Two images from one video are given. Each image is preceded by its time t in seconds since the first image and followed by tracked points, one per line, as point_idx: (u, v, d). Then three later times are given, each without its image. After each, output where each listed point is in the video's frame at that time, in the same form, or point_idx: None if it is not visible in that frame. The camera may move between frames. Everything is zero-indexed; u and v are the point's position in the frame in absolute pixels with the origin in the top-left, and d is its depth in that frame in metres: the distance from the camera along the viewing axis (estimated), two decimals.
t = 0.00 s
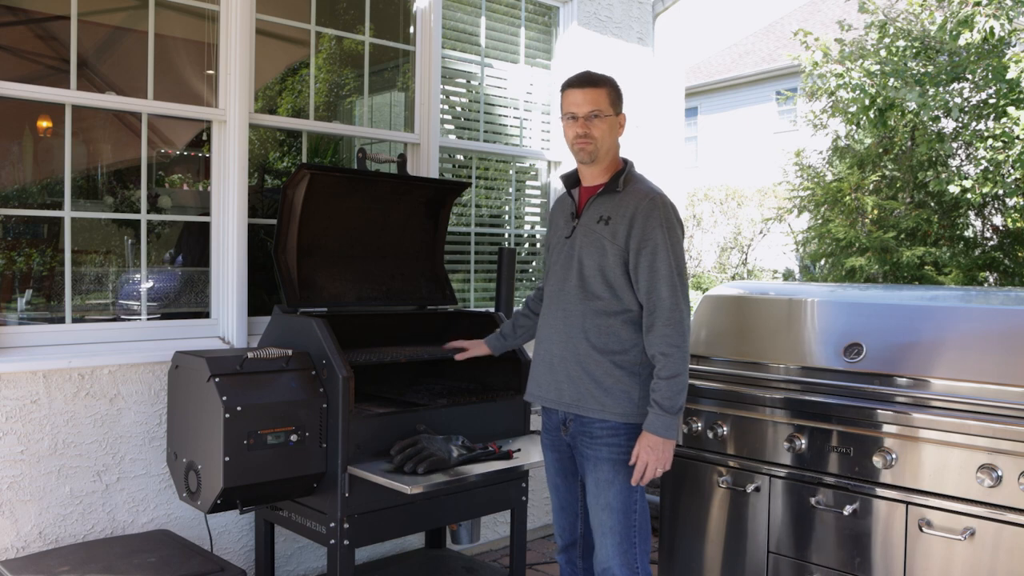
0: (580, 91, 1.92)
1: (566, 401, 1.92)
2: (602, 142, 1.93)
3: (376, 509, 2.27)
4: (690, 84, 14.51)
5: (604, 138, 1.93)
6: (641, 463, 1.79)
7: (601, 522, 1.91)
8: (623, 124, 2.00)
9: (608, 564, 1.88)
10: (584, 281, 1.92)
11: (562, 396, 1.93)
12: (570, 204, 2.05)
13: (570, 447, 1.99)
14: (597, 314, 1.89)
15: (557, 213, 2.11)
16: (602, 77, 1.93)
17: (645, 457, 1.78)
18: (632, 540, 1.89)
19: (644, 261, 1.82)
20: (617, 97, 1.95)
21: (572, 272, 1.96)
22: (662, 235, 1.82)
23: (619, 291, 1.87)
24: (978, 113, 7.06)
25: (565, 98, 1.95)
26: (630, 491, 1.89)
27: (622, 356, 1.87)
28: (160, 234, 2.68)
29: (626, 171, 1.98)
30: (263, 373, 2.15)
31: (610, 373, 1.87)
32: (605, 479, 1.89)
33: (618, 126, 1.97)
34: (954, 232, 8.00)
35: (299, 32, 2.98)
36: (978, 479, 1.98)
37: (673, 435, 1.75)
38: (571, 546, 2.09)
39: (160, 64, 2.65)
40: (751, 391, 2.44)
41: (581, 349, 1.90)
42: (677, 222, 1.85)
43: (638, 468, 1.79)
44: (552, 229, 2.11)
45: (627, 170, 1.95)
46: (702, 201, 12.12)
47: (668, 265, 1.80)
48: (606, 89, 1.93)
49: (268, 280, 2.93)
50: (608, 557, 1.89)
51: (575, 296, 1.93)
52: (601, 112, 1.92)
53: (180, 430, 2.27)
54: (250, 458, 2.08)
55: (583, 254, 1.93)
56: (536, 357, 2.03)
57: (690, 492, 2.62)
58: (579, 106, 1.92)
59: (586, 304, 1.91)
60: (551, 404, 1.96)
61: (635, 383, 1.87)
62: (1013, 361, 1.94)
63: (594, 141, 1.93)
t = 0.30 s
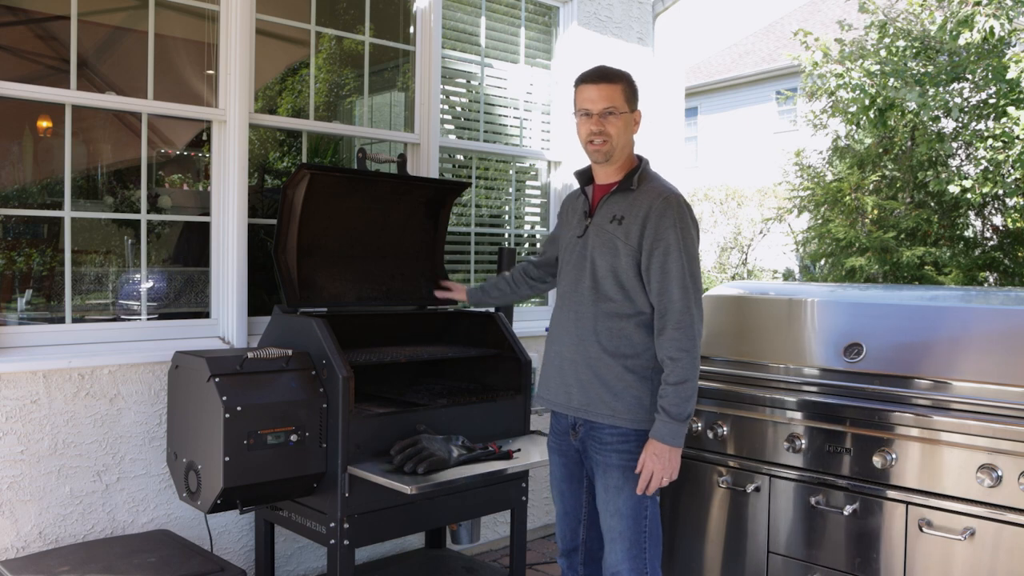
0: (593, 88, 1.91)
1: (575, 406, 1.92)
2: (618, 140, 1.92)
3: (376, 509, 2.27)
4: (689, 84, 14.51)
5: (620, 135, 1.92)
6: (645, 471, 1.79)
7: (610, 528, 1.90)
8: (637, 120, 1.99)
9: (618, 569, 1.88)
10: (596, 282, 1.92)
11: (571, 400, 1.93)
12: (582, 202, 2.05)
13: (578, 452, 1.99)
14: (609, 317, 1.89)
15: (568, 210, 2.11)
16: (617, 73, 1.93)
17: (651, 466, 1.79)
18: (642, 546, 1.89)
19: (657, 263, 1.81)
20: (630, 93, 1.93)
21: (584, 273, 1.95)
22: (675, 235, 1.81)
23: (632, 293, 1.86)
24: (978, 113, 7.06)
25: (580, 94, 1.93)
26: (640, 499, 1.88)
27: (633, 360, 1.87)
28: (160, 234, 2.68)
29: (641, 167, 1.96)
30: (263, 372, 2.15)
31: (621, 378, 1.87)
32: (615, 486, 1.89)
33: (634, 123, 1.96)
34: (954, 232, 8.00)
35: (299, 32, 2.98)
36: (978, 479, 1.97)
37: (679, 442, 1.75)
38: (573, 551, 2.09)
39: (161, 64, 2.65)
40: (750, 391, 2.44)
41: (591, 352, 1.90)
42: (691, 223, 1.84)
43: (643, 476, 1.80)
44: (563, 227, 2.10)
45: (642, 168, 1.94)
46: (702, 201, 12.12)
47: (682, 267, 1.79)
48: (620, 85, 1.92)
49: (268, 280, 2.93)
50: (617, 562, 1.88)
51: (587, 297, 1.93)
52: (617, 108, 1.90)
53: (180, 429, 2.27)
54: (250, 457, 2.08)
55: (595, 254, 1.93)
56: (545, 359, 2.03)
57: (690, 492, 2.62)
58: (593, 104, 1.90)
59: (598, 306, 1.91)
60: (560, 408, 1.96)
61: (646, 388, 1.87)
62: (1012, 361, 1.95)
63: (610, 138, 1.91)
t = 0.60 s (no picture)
0: (600, 87, 1.90)
1: (574, 406, 1.92)
2: (625, 139, 1.92)
3: (376, 510, 2.27)
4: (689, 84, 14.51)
5: (628, 133, 1.91)
6: (631, 472, 1.80)
7: (610, 531, 1.90)
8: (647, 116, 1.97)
9: (618, 571, 1.88)
10: (601, 281, 1.92)
11: (570, 401, 1.93)
12: (590, 200, 2.05)
13: (579, 453, 1.99)
14: (612, 317, 1.89)
15: (577, 207, 2.10)
16: (625, 70, 1.92)
17: (637, 467, 1.79)
18: (641, 548, 1.89)
19: (662, 264, 1.80)
20: (639, 90, 1.92)
21: (589, 271, 1.95)
22: (681, 236, 1.80)
23: (636, 293, 1.86)
24: (978, 113, 7.06)
25: (586, 93, 1.92)
26: (640, 502, 1.88)
27: (634, 362, 1.87)
28: (160, 234, 2.68)
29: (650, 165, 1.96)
30: (263, 372, 2.15)
31: (620, 379, 1.87)
32: (614, 488, 1.89)
33: (642, 120, 1.95)
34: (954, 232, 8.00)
35: (299, 32, 2.98)
36: (978, 479, 1.98)
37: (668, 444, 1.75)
38: (569, 552, 2.09)
39: (161, 64, 2.65)
40: (750, 391, 2.45)
41: (592, 352, 1.90)
42: (698, 225, 1.83)
43: (629, 476, 1.81)
44: (571, 225, 2.10)
45: (652, 167, 1.94)
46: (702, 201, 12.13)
47: (686, 269, 1.78)
48: (627, 82, 1.91)
49: (268, 280, 2.93)
50: (617, 564, 1.88)
51: (591, 297, 1.93)
52: (624, 107, 1.89)
53: (181, 429, 2.27)
54: (250, 457, 2.08)
55: (601, 254, 1.92)
56: (546, 358, 2.03)
57: (690, 492, 2.62)
58: (600, 102, 1.89)
59: (601, 306, 1.91)
60: (559, 408, 1.96)
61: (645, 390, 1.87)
62: (1013, 361, 1.95)
63: (616, 137, 1.91)
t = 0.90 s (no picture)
0: (604, 85, 1.90)
1: (577, 408, 1.92)
2: (627, 138, 1.92)
3: (377, 510, 2.27)
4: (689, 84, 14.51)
5: (630, 131, 1.91)
6: (646, 479, 1.78)
7: (611, 532, 1.90)
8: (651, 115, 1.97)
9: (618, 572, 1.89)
10: (603, 282, 1.92)
11: (572, 402, 1.93)
12: (591, 199, 2.05)
13: (579, 453, 1.99)
14: (615, 319, 1.89)
15: (576, 206, 2.10)
16: (629, 68, 1.91)
17: (652, 473, 1.77)
18: (643, 549, 1.89)
19: (666, 266, 1.80)
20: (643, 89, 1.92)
21: (591, 272, 1.95)
22: (685, 238, 1.80)
23: (640, 295, 1.86)
24: (978, 113, 7.06)
25: (589, 91, 1.92)
26: (641, 504, 1.88)
27: (637, 364, 1.87)
28: (160, 234, 2.68)
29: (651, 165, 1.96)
30: (263, 372, 2.15)
31: (624, 381, 1.87)
32: (616, 489, 1.89)
33: (645, 119, 1.94)
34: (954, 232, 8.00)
35: (299, 32, 2.97)
36: (978, 479, 1.98)
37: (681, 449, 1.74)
38: (567, 554, 2.08)
39: (161, 64, 2.65)
40: (750, 391, 2.45)
41: (594, 354, 1.90)
42: (702, 226, 1.83)
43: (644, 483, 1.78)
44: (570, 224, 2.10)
45: (653, 167, 1.94)
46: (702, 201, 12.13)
47: (691, 272, 1.78)
48: (631, 81, 1.90)
49: (268, 280, 2.93)
50: (618, 565, 1.89)
51: (593, 298, 1.93)
52: (627, 105, 1.89)
53: (180, 429, 2.27)
54: (250, 457, 2.08)
55: (603, 254, 1.92)
56: (547, 358, 2.03)
57: (690, 492, 2.62)
58: (604, 100, 1.89)
59: (604, 307, 1.91)
60: (561, 409, 1.96)
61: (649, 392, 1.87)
62: (1013, 361, 1.95)
63: (619, 137, 1.91)
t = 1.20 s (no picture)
0: (604, 85, 1.90)
1: (574, 408, 1.92)
2: (626, 138, 1.92)
3: (377, 510, 2.27)
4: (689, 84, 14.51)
5: (629, 131, 1.91)
6: (650, 483, 1.78)
7: (609, 532, 1.90)
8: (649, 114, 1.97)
9: (617, 572, 1.89)
10: (601, 283, 1.92)
11: (570, 402, 1.93)
12: (591, 199, 2.05)
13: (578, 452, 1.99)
14: (613, 319, 1.89)
15: (577, 207, 2.10)
16: (629, 68, 1.91)
17: (657, 477, 1.77)
18: (641, 549, 1.89)
19: (664, 267, 1.80)
20: (642, 89, 1.92)
21: (590, 272, 1.95)
22: (685, 239, 1.80)
23: (638, 296, 1.86)
24: (978, 113, 7.06)
25: (589, 90, 1.92)
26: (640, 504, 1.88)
27: (635, 365, 1.86)
28: (160, 234, 2.68)
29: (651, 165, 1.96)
30: (263, 372, 2.15)
31: (621, 382, 1.87)
32: (614, 490, 1.89)
33: (645, 120, 1.94)
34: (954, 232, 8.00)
35: (299, 32, 2.97)
36: (978, 479, 1.98)
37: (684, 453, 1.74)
38: (569, 552, 2.09)
39: (161, 64, 2.65)
40: (750, 391, 2.45)
41: (592, 355, 1.90)
42: (701, 228, 1.83)
43: (648, 487, 1.79)
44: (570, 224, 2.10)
45: (653, 167, 1.94)
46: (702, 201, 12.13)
47: (690, 273, 1.78)
48: (631, 81, 1.90)
49: (268, 280, 2.93)
50: (616, 565, 1.89)
51: (591, 299, 1.93)
52: (626, 106, 1.89)
53: (181, 429, 2.27)
54: (250, 457, 2.08)
55: (601, 255, 1.92)
56: (545, 358, 2.03)
57: (690, 492, 2.62)
58: (603, 100, 1.89)
59: (602, 308, 1.91)
60: (558, 409, 1.96)
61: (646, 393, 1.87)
62: (1013, 360, 1.95)
63: (618, 137, 1.91)
